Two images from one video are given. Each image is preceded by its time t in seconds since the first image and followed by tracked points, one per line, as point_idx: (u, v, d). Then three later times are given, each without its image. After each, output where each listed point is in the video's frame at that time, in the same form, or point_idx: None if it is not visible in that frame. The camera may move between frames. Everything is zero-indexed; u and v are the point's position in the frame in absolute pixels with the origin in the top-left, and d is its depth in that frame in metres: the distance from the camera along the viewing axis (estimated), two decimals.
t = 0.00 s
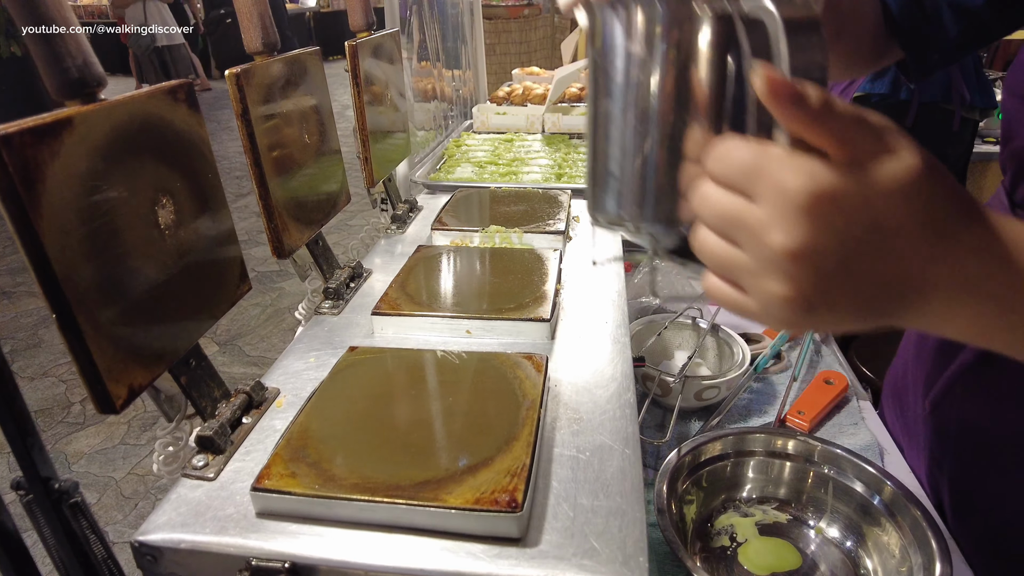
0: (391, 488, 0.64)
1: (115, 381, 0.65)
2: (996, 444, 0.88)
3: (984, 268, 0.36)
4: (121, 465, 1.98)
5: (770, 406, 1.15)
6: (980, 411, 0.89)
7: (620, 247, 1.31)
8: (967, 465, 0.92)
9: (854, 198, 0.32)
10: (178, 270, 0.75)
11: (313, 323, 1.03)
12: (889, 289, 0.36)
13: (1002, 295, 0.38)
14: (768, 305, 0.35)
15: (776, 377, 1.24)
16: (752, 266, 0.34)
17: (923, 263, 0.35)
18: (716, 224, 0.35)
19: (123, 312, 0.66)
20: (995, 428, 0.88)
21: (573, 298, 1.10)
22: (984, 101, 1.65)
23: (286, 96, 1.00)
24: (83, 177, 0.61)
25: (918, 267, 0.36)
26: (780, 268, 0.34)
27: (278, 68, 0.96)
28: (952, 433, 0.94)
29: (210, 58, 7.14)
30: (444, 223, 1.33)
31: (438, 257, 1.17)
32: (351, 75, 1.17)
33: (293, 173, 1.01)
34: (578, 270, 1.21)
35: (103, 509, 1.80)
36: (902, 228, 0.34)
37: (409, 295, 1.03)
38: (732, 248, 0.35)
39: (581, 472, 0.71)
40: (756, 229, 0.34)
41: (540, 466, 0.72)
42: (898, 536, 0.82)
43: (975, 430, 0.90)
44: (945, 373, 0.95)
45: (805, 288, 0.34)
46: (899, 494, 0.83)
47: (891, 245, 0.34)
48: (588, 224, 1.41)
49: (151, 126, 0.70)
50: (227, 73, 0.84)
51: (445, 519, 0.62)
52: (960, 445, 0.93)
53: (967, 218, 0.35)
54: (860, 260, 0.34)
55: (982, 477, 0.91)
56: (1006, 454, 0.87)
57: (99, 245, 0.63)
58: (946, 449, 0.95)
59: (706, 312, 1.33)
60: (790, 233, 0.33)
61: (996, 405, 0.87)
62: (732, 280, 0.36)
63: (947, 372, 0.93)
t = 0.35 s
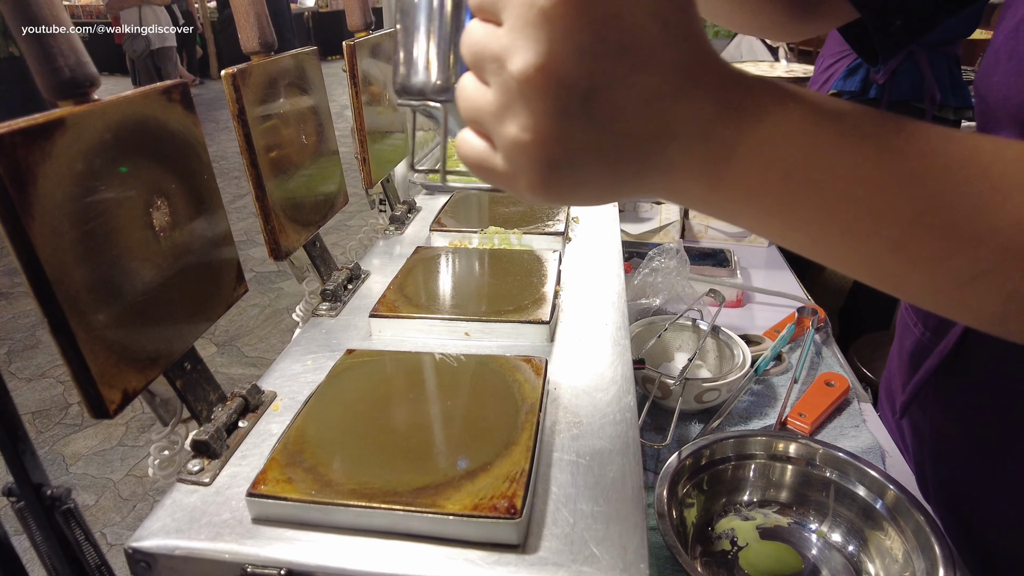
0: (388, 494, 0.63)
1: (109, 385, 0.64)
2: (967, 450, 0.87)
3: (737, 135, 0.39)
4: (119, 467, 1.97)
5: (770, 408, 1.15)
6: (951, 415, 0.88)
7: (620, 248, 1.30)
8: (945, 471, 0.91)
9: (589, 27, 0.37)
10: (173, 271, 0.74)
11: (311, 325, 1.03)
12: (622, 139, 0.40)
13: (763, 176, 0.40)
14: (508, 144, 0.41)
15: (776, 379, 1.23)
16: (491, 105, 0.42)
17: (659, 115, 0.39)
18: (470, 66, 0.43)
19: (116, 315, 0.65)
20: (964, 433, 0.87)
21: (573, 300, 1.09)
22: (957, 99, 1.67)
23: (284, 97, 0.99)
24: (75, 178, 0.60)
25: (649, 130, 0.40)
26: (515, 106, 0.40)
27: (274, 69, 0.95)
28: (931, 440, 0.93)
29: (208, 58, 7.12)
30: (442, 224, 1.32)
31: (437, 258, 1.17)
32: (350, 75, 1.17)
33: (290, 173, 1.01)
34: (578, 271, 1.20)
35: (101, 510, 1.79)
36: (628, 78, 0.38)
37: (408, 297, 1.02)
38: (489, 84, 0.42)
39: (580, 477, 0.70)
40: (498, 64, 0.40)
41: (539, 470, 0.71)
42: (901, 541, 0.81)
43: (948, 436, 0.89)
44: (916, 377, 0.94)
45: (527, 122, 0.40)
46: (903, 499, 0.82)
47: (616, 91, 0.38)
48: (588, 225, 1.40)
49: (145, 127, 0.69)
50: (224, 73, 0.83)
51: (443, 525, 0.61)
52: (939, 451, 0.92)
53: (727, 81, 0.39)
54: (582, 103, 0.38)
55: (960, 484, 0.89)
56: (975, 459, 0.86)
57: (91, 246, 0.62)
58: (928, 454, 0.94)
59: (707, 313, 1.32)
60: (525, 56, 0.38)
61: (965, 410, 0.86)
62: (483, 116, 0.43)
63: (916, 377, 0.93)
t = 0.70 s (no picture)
0: (406, 496, 0.63)
1: (124, 387, 0.64)
2: (977, 455, 0.86)
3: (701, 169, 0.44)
4: (122, 467, 1.96)
5: (781, 409, 1.14)
6: (962, 420, 0.87)
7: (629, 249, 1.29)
8: (955, 476, 0.90)
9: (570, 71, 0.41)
10: (185, 272, 0.74)
11: (321, 326, 1.02)
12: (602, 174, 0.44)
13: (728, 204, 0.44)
14: (499, 183, 0.45)
15: (785, 380, 1.23)
16: (480, 143, 0.45)
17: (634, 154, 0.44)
18: (458, 106, 0.47)
19: (130, 317, 0.65)
20: (974, 438, 0.86)
21: (583, 301, 1.09)
22: (914, 100, 1.77)
23: (293, 97, 0.98)
24: (91, 178, 0.59)
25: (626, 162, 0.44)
26: (503, 148, 0.44)
27: (284, 69, 0.95)
28: (941, 444, 0.92)
29: (208, 58, 7.10)
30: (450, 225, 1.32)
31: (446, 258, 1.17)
32: (358, 75, 1.16)
33: (299, 173, 1.00)
34: (587, 271, 1.20)
35: (104, 511, 1.78)
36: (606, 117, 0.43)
37: (418, 298, 1.02)
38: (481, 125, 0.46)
39: (597, 480, 0.70)
40: (486, 106, 0.44)
41: (555, 473, 0.71)
42: (916, 545, 0.81)
43: (958, 441, 0.88)
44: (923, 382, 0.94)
45: (517, 162, 0.43)
46: (918, 502, 0.82)
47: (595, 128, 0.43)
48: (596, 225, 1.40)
49: (160, 128, 0.69)
50: (235, 73, 0.83)
51: (461, 528, 0.61)
52: (949, 455, 0.91)
53: (690, 118, 0.44)
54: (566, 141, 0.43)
55: (970, 489, 0.88)
56: (986, 464, 0.85)
57: (107, 247, 0.62)
58: (938, 459, 0.93)
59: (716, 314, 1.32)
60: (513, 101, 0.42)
61: (977, 415, 0.85)
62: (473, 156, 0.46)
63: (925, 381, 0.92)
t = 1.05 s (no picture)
0: (436, 495, 0.63)
1: (155, 386, 0.64)
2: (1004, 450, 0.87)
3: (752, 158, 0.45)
4: (130, 467, 1.96)
5: (797, 409, 1.15)
6: (990, 416, 0.88)
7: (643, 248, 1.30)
8: (981, 472, 0.91)
9: (625, 65, 0.42)
10: (213, 271, 0.74)
11: (341, 326, 1.02)
12: (654, 161, 0.45)
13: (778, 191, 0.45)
14: (551, 172, 0.46)
15: (800, 380, 1.23)
16: (534, 134, 0.47)
17: (686, 143, 0.44)
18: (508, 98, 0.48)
19: (161, 316, 0.65)
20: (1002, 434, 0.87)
21: (600, 301, 1.09)
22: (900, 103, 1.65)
23: (313, 96, 0.99)
24: (125, 177, 0.60)
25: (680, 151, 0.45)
26: (556, 139, 0.46)
27: (305, 68, 0.95)
28: (964, 441, 0.93)
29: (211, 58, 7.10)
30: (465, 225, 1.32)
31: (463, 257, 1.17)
32: (375, 76, 1.17)
33: (319, 172, 1.00)
34: (603, 271, 1.20)
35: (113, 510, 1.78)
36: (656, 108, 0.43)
37: (436, 297, 1.02)
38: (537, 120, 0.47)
39: (625, 479, 0.70)
40: (540, 96, 0.45)
41: (583, 472, 0.71)
42: (938, 546, 0.81)
43: (986, 436, 0.89)
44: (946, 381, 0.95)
45: (570, 152, 0.45)
46: (940, 502, 0.82)
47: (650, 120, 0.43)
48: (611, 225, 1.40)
49: (189, 127, 0.69)
50: (259, 73, 0.83)
51: (492, 526, 0.61)
52: (973, 450, 0.92)
53: (742, 107, 0.44)
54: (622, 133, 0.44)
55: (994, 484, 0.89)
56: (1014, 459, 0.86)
57: (139, 247, 0.62)
58: (961, 456, 0.94)
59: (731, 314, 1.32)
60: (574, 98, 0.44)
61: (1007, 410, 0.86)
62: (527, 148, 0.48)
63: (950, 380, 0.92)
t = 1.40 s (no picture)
0: (447, 491, 0.63)
1: (168, 383, 0.65)
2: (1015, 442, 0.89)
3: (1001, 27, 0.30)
4: (135, 465, 1.96)
5: (804, 408, 1.15)
6: (1000, 411, 0.90)
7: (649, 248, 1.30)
8: (991, 468, 0.93)
9: None
10: (225, 269, 0.74)
11: (350, 324, 1.03)
12: (857, 47, 0.31)
13: None
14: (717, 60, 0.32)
15: (806, 380, 1.23)
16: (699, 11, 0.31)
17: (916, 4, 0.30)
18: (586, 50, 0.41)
19: (175, 313, 0.66)
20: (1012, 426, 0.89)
21: (607, 300, 1.09)
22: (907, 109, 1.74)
23: (322, 95, 0.99)
24: (139, 175, 0.60)
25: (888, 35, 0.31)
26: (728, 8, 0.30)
27: (316, 68, 0.96)
28: (972, 439, 0.94)
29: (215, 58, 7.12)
30: (471, 224, 1.33)
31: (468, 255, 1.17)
32: (383, 76, 1.18)
33: (328, 171, 1.01)
34: (609, 270, 1.21)
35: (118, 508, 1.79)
36: None
37: (443, 296, 1.02)
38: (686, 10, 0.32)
39: (633, 476, 0.70)
40: None
41: (592, 469, 0.71)
42: (945, 545, 0.81)
43: (996, 429, 0.91)
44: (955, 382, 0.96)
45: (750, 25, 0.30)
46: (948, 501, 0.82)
47: None
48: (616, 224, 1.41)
49: (202, 126, 0.69)
50: (270, 72, 0.83)
51: (501, 523, 0.61)
52: (980, 446, 0.93)
53: None
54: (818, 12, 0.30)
55: (1003, 481, 0.91)
56: None
57: (152, 244, 0.62)
58: (967, 453, 0.95)
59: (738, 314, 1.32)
60: None
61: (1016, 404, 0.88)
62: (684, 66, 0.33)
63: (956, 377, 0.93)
